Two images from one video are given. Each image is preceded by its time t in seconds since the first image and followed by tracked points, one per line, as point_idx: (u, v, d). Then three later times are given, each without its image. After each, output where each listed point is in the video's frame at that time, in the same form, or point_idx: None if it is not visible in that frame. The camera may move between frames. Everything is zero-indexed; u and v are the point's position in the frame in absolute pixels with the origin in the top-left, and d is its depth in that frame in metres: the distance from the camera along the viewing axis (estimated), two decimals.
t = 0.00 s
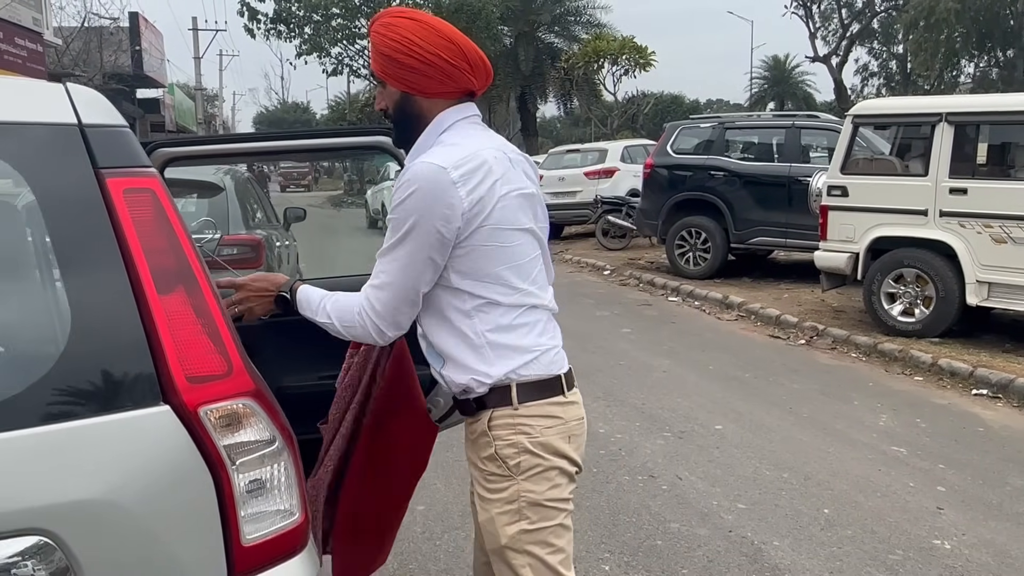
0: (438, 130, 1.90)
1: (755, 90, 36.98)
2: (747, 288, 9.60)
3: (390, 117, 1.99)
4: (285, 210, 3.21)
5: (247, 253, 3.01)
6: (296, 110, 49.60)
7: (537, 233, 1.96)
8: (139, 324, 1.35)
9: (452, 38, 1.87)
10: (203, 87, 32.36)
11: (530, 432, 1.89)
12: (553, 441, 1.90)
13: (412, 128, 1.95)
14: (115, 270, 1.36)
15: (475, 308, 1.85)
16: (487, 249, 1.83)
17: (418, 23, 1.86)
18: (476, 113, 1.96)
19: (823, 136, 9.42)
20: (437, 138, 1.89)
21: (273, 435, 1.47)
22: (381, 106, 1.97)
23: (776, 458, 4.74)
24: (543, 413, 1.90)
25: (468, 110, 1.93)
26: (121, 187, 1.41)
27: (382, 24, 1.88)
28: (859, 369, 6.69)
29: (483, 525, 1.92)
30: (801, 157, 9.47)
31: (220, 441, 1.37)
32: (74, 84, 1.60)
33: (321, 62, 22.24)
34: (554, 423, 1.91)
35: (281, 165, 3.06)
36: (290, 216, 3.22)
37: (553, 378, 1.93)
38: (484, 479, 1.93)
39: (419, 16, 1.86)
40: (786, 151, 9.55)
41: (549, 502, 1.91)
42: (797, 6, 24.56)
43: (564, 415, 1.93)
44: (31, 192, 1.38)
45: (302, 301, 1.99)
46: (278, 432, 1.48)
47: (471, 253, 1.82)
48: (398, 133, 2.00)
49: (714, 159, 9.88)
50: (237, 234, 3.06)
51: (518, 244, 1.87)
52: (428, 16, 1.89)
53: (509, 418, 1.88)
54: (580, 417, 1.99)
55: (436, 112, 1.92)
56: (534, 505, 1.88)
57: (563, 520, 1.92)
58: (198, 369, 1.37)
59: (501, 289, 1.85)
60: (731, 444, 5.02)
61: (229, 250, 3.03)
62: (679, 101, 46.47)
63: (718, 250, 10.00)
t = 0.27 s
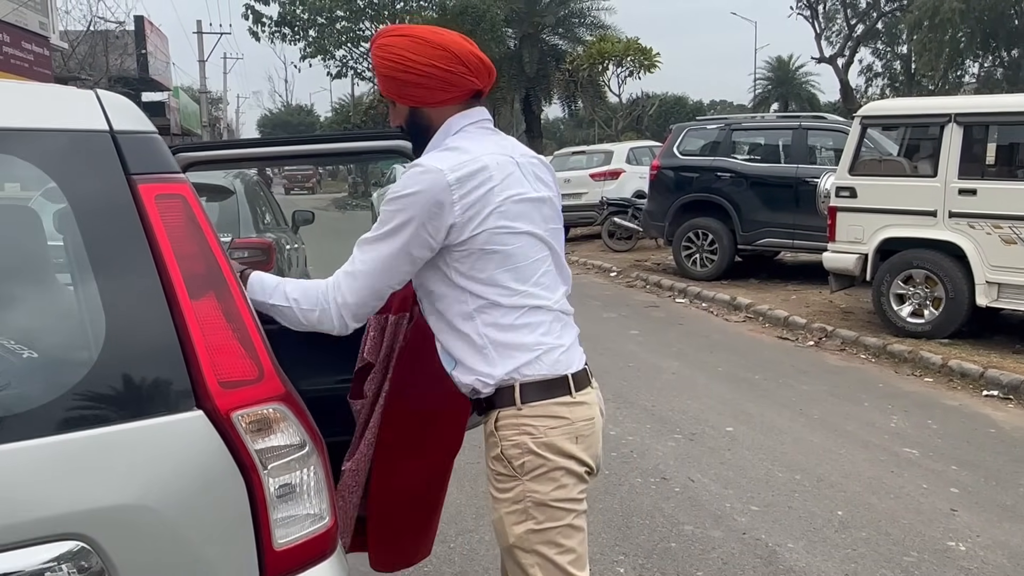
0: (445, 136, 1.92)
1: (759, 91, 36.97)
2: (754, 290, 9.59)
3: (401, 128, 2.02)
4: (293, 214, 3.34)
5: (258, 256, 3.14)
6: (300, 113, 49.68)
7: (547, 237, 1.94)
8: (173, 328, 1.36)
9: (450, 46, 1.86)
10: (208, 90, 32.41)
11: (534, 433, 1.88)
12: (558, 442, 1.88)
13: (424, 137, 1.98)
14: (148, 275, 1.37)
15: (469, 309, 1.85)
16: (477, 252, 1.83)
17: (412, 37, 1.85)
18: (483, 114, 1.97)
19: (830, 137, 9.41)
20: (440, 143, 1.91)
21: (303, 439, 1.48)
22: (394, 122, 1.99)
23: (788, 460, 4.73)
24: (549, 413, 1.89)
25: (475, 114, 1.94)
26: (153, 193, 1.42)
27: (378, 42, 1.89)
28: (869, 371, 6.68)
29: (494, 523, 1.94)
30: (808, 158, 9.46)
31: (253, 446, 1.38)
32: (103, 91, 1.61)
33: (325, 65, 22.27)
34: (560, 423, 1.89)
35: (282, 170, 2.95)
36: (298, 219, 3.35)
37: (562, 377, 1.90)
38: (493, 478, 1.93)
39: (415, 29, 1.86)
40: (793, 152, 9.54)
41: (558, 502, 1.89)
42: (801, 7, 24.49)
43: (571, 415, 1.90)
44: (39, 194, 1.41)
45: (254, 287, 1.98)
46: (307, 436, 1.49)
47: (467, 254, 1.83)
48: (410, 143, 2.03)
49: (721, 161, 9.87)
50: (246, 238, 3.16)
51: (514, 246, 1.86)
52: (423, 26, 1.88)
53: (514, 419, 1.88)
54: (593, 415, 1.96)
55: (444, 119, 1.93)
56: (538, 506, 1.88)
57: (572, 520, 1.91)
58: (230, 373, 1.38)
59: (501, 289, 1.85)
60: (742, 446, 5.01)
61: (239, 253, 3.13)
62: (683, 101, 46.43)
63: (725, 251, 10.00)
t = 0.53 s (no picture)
0: (469, 147, 1.88)
1: (758, 93, 37.01)
2: (755, 292, 9.60)
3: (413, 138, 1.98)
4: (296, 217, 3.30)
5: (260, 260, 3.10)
6: (299, 116, 49.69)
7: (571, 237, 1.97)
8: (188, 331, 1.35)
9: (462, 54, 1.81)
10: (207, 94, 32.40)
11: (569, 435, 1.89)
12: (588, 443, 1.89)
13: (441, 146, 1.94)
14: (162, 278, 1.36)
15: (531, 320, 1.84)
16: (541, 259, 1.82)
17: (423, 48, 1.80)
18: (499, 118, 1.93)
19: (830, 139, 9.42)
20: (471, 157, 1.87)
21: (317, 442, 1.47)
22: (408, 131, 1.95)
23: (793, 462, 4.72)
24: (579, 415, 1.90)
25: (494, 118, 1.92)
26: (167, 195, 1.41)
27: (388, 54, 1.83)
28: (872, 372, 6.68)
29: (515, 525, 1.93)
30: (808, 160, 9.47)
31: (268, 448, 1.38)
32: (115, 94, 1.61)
33: (324, 68, 22.27)
34: (590, 426, 1.90)
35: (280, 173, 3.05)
36: (299, 222, 3.31)
37: (593, 379, 1.93)
38: (518, 480, 1.93)
39: (421, 35, 1.82)
40: (793, 154, 9.54)
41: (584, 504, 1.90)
42: (800, 9, 24.53)
43: (600, 417, 1.92)
44: (41, 198, 1.42)
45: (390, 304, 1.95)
46: (322, 439, 1.48)
47: (534, 264, 1.81)
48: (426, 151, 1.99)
49: (721, 163, 9.88)
50: (248, 242, 3.11)
51: (562, 254, 1.87)
52: (432, 35, 1.83)
53: (546, 420, 1.88)
54: (619, 421, 1.98)
55: (466, 127, 1.90)
56: (570, 508, 1.88)
57: (595, 524, 1.91)
58: (246, 376, 1.38)
59: (556, 293, 1.86)
60: (746, 448, 5.01)
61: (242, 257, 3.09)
62: (682, 104, 46.48)
63: (726, 253, 10.00)
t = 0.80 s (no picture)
0: (540, 155, 1.80)
1: (752, 96, 37.10)
2: (751, 295, 9.61)
3: (467, 136, 1.85)
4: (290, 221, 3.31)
5: (256, 263, 3.14)
6: (294, 119, 49.66)
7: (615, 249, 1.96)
8: (187, 335, 1.35)
9: (549, 51, 1.76)
10: (201, 97, 32.36)
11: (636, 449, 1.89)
12: (655, 456, 1.90)
13: (504, 146, 1.83)
14: (161, 282, 1.36)
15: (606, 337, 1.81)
16: (618, 277, 1.79)
17: (512, 38, 1.72)
18: (560, 123, 1.87)
19: (825, 142, 9.44)
20: (540, 169, 1.78)
21: (316, 447, 1.47)
22: (457, 125, 1.84)
23: (790, 465, 4.73)
24: (643, 430, 1.90)
25: (558, 125, 1.85)
26: (165, 199, 1.41)
27: (470, 40, 1.73)
28: (867, 375, 6.69)
29: (585, 544, 1.88)
30: (803, 163, 9.49)
31: (267, 453, 1.37)
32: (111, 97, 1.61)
33: (319, 72, 22.26)
34: (652, 439, 1.91)
35: (276, 177, 2.98)
36: (295, 226, 3.33)
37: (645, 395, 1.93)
38: (584, 498, 1.88)
39: (498, 27, 1.72)
40: (788, 157, 9.56)
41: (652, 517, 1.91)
42: (794, 13, 24.59)
43: (658, 429, 1.94)
44: (36, 202, 1.42)
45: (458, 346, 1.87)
46: (321, 444, 1.48)
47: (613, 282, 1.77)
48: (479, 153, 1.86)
49: (716, 166, 9.90)
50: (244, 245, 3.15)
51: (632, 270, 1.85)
52: (517, 27, 1.76)
53: (616, 437, 1.86)
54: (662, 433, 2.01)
55: (535, 133, 1.82)
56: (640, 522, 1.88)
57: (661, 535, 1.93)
58: (245, 381, 1.37)
59: (625, 310, 1.84)
60: (743, 451, 5.01)
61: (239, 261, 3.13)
62: (677, 106, 46.57)
63: (721, 256, 10.02)
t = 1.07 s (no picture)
0: (660, 153, 1.72)
1: (742, 101, 37.24)
2: (740, 299, 9.65)
3: (580, 117, 1.65)
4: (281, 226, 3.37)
5: (245, 268, 3.22)
6: (284, 124, 49.59)
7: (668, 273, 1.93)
8: (174, 341, 1.35)
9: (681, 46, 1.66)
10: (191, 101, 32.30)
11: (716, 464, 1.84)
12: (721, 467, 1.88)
13: (621, 134, 1.67)
14: (148, 287, 1.36)
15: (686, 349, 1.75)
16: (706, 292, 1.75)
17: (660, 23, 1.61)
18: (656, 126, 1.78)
19: (814, 146, 9.49)
20: (662, 167, 1.70)
21: (303, 452, 1.47)
22: (572, 105, 1.64)
23: (779, 469, 4.74)
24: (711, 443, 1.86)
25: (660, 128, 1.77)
26: (153, 204, 1.41)
27: (621, 14, 1.57)
28: (857, 379, 6.72)
29: (673, 563, 1.79)
30: (793, 168, 9.53)
31: (255, 458, 1.37)
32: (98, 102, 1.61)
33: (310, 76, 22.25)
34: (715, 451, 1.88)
35: (267, 183, 2.96)
36: (285, 231, 3.39)
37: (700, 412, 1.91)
38: (669, 515, 1.80)
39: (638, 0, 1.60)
40: (778, 162, 9.61)
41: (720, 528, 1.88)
42: (782, 18, 24.62)
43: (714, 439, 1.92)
44: (24, 207, 1.41)
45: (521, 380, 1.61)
46: (309, 449, 1.49)
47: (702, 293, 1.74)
48: (588, 138, 1.67)
49: (706, 171, 9.94)
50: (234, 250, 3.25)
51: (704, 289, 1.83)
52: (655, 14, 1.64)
53: (703, 448, 1.81)
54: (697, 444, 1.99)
55: (645, 128, 1.70)
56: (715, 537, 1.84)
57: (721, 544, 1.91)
58: (232, 387, 1.37)
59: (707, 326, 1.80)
60: (732, 455, 5.02)
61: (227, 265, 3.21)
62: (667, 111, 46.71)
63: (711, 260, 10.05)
